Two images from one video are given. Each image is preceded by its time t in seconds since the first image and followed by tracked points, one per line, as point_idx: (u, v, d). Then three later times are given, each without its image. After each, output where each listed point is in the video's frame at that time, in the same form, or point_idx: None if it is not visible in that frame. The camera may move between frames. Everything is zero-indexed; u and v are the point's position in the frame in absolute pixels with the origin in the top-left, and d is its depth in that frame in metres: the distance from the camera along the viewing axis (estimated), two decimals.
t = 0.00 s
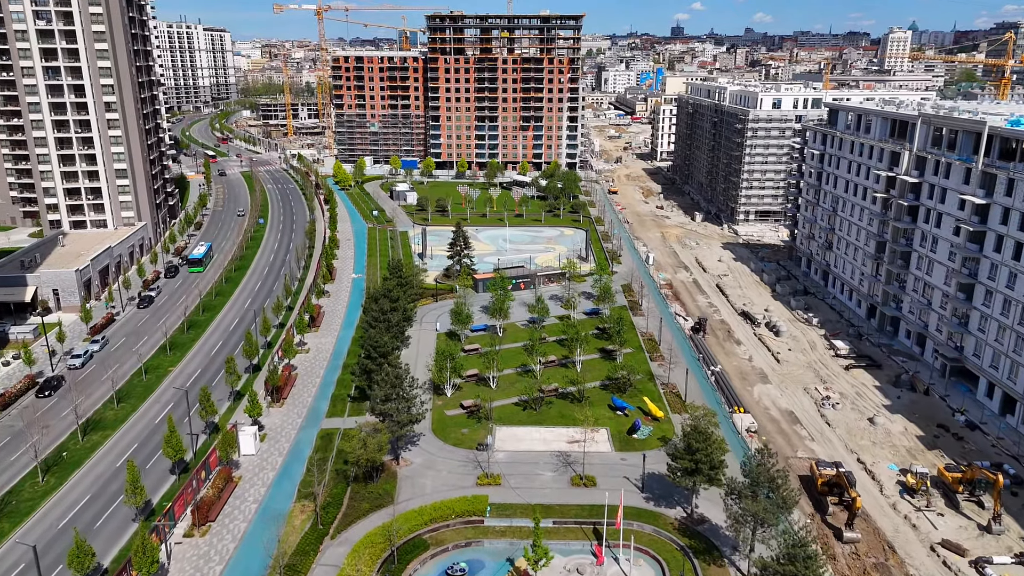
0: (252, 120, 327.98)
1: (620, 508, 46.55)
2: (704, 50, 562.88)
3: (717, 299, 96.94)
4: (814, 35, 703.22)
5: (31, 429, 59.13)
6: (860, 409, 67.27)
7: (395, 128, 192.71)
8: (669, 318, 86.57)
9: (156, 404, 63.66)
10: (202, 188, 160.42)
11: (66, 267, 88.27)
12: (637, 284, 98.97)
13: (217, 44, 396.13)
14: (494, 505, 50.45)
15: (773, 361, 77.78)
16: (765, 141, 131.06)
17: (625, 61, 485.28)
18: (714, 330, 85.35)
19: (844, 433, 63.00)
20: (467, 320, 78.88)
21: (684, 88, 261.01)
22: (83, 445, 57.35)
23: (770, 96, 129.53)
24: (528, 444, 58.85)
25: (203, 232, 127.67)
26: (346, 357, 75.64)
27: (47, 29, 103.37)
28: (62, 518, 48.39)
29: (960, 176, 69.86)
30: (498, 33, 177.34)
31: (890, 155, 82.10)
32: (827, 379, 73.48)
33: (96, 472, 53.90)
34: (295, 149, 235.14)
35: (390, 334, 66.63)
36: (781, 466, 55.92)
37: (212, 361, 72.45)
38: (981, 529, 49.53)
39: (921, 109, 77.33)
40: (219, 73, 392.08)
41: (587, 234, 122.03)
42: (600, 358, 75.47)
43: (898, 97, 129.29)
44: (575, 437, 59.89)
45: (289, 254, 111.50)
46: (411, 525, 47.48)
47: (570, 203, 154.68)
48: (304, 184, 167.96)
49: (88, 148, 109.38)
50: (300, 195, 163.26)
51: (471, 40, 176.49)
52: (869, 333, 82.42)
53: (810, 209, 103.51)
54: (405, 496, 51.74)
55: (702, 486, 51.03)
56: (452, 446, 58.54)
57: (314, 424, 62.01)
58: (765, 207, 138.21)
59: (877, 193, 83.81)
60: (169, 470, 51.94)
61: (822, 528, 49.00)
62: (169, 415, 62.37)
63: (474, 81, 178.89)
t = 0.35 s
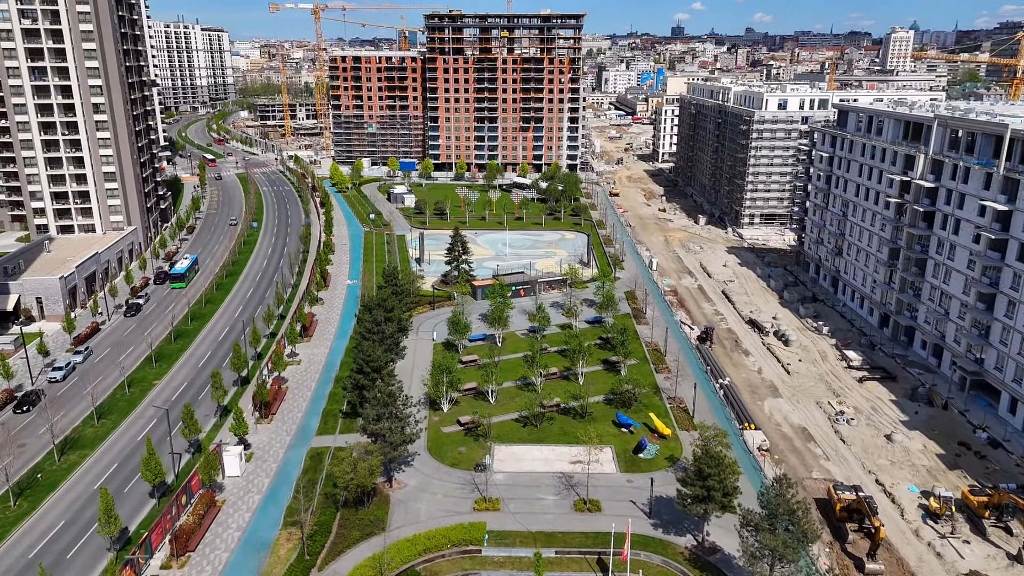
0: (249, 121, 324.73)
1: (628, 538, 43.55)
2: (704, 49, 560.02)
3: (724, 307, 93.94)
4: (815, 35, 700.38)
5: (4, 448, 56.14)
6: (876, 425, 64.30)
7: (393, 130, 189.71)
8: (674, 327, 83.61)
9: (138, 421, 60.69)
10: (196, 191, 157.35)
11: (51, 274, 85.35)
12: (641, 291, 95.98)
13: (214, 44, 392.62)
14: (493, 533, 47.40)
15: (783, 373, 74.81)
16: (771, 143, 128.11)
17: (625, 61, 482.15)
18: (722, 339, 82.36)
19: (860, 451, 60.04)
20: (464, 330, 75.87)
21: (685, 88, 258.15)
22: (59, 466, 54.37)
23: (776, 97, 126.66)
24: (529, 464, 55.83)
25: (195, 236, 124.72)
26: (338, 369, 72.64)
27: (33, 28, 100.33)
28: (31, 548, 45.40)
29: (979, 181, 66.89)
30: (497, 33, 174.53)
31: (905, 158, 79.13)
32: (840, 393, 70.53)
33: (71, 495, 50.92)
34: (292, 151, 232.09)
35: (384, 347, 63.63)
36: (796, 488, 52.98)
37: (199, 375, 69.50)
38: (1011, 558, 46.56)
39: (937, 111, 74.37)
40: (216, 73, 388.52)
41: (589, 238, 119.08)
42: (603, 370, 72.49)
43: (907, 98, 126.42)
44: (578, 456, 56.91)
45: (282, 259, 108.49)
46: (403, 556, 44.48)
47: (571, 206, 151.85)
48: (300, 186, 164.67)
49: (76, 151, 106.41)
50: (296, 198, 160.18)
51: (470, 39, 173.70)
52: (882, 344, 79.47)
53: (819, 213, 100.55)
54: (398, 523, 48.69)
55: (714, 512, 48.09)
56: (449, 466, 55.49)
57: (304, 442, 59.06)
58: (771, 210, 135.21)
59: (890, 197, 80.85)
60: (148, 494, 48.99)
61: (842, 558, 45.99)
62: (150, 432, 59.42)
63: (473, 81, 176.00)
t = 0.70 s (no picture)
0: (246, 121, 321.73)
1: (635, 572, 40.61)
2: (704, 49, 557.20)
3: (730, 314, 91.01)
4: (815, 35, 697.68)
5: None
6: (893, 441, 61.38)
7: (391, 131, 186.64)
8: (680, 336, 80.65)
9: (119, 438, 57.92)
10: (190, 193, 154.39)
11: (34, 282, 82.37)
12: (644, 298, 93.14)
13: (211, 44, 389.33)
14: (491, 564, 44.45)
15: (794, 385, 71.89)
16: (777, 144, 125.32)
17: (625, 61, 479.09)
18: (729, 349, 79.48)
19: (877, 470, 57.13)
20: (462, 341, 72.96)
21: (686, 89, 255.31)
22: (33, 489, 51.37)
23: (781, 97, 123.90)
24: (529, 486, 52.89)
25: (187, 240, 121.78)
26: (330, 381, 69.89)
27: (18, 27, 97.32)
28: None
29: (1000, 186, 63.88)
30: (497, 33, 171.69)
31: (920, 162, 76.09)
32: (854, 406, 67.61)
33: (45, 521, 48.08)
34: (288, 152, 229.05)
35: (377, 362, 60.65)
36: (812, 512, 50.05)
37: (185, 389, 66.57)
38: None
39: (954, 113, 71.35)
40: (214, 73, 385.28)
41: (590, 242, 116.16)
42: (606, 382, 69.53)
43: (915, 98, 123.76)
44: (581, 477, 53.94)
45: (276, 265, 105.62)
46: None
47: (571, 209, 149.09)
48: (296, 188, 161.56)
49: (63, 153, 103.44)
50: (291, 200, 157.17)
51: (469, 39, 170.90)
52: (896, 354, 76.54)
53: (828, 217, 97.62)
54: (390, 552, 45.74)
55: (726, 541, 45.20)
56: (445, 489, 52.51)
57: (292, 462, 56.16)
58: (776, 212, 132.26)
59: (904, 202, 77.84)
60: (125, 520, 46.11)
61: None
62: (132, 451, 56.63)
63: (472, 81, 173.08)
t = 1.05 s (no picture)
0: (244, 122, 318.71)
1: None
2: (705, 49, 554.46)
3: (737, 323, 88.20)
4: (817, 35, 694.20)
5: None
6: (911, 459, 58.56)
7: (389, 131, 183.74)
8: (685, 346, 77.87)
9: (98, 456, 55.10)
10: (184, 196, 151.45)
11: (16, 289, 79.49)
12: (648, 305, 90.35)
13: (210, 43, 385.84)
14: None
15: (805, 399, 69.07)
16: (782, 146, 122.72)
17: (626, 61, 475.92)
18: (736, 360, 76.65)
19: (896, 491, 54.30)
20: (460, 352, 70.15)
21: (688, 89, 252.48)
22: (4, 514, 48.51)
23: (787, 98, 121.31)
24: (529, 510, 50.04)
25: (180, 244, 118.93)
26: (322, 395, 67.07)
27: (3, 26, 94.54)
28: None
29: (1021, 192, 61.13)
30: (496, 32, 168.91)
31: (935, 166, 73.32)
32: (868, 422, 64.83)
33: (15, 548, 45.31)
34: (285, 153, 225.97)
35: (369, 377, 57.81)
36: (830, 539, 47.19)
37: (170, 403, 63.85)
38: None
39: (972, 115, 68.66)
40: (212, 73, 381.81)
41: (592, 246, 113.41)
42: (610, 396, 66.70)
43: (924, 99, 121.01)
44: (585, 500, 51.07)
45: (269, 270, 102.91)
46: None
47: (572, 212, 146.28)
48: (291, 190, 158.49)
49: (50, 156, 100.51)
50: (287, 202, 154.36)
51: (469, 39, 168.14)
52: (909, 366, 73.78)
53: (836, 222, 94.90)
54: None
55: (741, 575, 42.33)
56: (440, 513, 49.64)
57: (280, 482, 53.43)
58: (781, 216, 129.47)
59: (919, 208, 75.03)
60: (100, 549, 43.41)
61: None
62: (111, 471, 53.92)
63: (471, 81, 170.23)
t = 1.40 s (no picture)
0: (242, 123, 315.84)
1: None
2: (706, 49, 551.74)
3: (744, 332, 85.23)
4: (818, 35, 691.14)
5: None
6: (931, 481, 55.60)
7: (387, 133, 180.72)
8: (692, 358, 74.88)
9: (75, 480, 52.12)
10: (177, 199, 148.41)
11: None
12: (652, 313, 87.35)
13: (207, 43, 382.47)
14: None
15: (817, 414, 66.09)
16: (788, 148, 119.87)
17: (626, 61, 472.92)
18: (745, 372, 73.64)
19: (917, 516, 51.32)
20: (456, 364, 67.20)
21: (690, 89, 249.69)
22: None
23: (793, 99, 118.50)
24: (529, 539, 47.06)
25: (171, 248, 115.91)
26: (312, 411, 64.09)
27: None
28: None
29: None
30: (496, 32, 165.94)
31: (953, 170, 70.33)
32: (885, 439, 61.87)
33: None
34: (281, 155, 222.89)
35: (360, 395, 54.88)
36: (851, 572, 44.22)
37: (152, 421, 60.86)
38: None
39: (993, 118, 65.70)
40: (209, 73, 378.71)
41: (594, 251, 110.45)
42: (615, 412, 63.72)
43: (933, 100, 118.11)
44: (588, 527, 48.09)
45: (261, 276, 99.94)
46: None
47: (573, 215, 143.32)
48: (286, 193, 155.42)
49: (35, 159, 97.43)
50: (282, 204, 151.35)
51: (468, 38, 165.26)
52: (925, 379, 70.81)
53: (846, 227, 91.95)
54: None
55: None
56: (434, 542, 46.65)
57: (266, 507, 50.46)
58: (787, 219, 126.52)
59: (935, 214, 72.06)
60: None
61: None
62: (87, 495, 51.00)
63: (470, 82, 167.27)
